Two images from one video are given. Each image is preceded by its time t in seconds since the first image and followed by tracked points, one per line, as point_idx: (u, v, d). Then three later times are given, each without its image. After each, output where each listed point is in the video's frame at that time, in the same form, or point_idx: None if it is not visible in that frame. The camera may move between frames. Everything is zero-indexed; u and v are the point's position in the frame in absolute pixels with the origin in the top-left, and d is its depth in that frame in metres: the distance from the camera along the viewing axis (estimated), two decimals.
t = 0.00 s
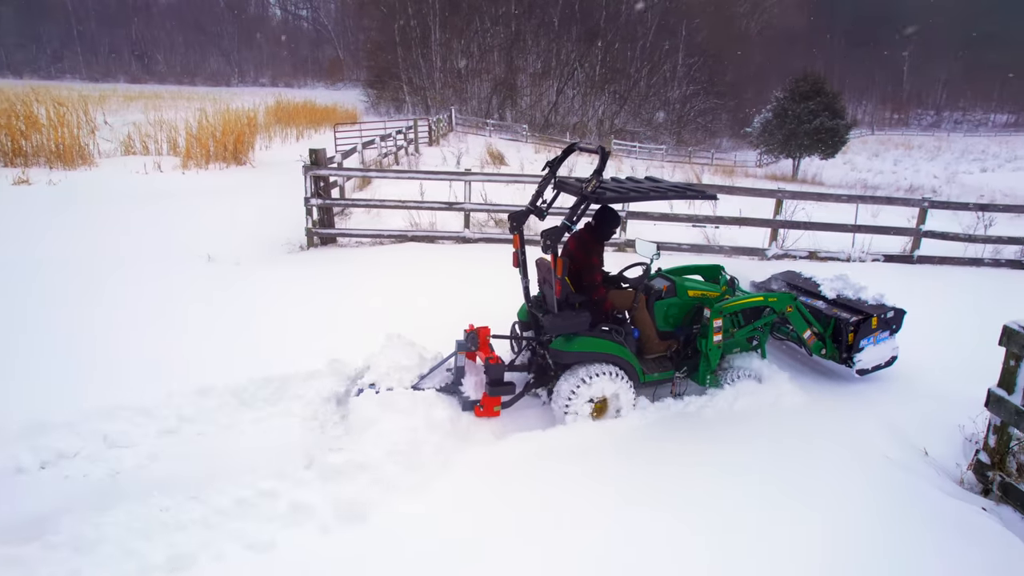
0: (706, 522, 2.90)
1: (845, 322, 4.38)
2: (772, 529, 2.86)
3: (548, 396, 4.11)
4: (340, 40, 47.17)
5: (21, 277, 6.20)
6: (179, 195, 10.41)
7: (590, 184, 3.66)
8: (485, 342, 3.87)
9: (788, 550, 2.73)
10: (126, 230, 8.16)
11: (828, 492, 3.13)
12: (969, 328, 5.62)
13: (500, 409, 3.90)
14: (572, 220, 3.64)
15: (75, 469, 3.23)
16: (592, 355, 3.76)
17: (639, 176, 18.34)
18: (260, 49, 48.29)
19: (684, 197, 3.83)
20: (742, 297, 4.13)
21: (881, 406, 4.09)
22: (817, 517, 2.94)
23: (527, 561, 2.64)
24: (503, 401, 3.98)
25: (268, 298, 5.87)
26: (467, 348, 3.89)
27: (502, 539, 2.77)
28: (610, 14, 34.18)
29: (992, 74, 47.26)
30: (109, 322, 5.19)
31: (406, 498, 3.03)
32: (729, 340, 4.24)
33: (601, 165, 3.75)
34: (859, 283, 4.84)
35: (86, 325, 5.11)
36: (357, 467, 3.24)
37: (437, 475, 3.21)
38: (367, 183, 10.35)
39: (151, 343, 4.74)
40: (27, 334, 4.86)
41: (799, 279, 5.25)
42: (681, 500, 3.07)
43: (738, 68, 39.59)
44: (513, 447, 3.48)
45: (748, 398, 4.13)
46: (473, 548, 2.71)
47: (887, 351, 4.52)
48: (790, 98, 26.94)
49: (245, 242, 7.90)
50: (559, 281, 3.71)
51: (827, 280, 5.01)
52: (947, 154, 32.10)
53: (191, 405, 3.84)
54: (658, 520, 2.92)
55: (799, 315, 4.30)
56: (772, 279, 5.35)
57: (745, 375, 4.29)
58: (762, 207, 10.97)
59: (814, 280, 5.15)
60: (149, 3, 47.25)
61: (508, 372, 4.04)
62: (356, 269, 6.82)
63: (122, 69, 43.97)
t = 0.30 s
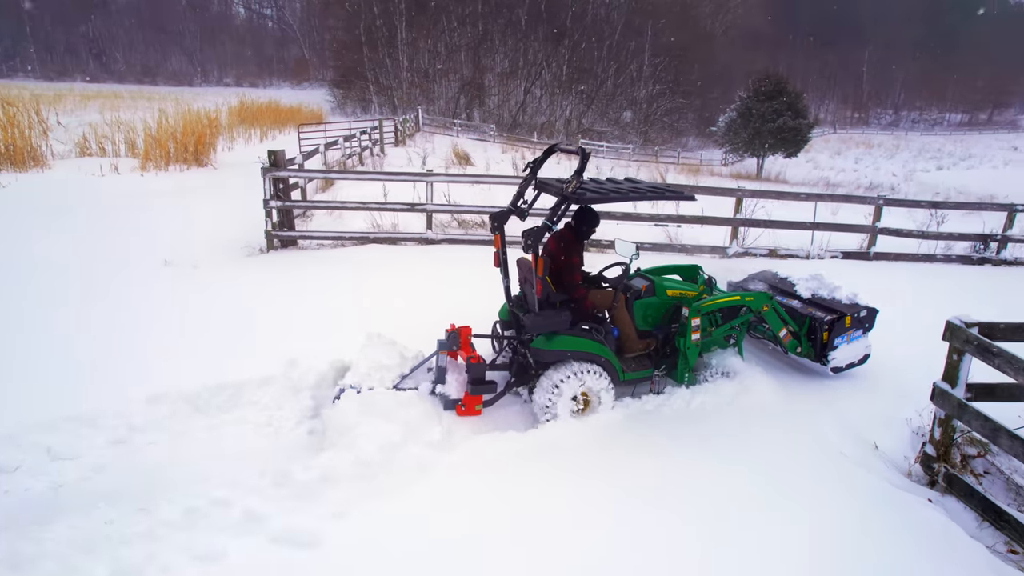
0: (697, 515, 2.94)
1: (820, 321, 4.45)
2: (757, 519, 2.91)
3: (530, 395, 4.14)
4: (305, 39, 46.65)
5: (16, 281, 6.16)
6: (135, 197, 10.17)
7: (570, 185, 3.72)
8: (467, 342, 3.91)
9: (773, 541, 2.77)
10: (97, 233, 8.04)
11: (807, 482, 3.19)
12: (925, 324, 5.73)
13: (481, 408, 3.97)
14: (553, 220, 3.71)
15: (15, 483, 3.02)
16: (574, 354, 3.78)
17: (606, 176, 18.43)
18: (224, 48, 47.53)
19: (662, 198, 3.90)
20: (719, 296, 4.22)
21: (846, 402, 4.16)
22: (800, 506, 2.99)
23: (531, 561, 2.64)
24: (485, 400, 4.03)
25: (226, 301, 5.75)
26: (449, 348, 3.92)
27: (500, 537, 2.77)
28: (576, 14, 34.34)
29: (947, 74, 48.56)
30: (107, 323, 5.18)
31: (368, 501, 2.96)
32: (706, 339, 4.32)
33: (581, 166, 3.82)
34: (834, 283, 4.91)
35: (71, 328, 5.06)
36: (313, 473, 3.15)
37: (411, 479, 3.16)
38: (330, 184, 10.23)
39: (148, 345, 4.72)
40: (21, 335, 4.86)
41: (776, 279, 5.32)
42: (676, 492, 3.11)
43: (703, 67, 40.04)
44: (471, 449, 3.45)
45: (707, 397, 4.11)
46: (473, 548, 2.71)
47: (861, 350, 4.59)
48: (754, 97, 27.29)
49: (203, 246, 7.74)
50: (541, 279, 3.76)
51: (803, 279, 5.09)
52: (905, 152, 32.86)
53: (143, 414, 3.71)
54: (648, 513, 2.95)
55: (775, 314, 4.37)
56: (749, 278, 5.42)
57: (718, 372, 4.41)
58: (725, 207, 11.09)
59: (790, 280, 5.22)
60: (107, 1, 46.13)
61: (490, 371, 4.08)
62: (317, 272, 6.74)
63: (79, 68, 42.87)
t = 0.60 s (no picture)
0: (693, 515, 2.91)
1: (795, 319, 4.51)
2: (749, 518, 2.89)
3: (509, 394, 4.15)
4: (272, 38, 46.07)
5: (10, 281, 6.16)
6: (93, 200, 9.93)
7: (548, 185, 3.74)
8: (447, 340, 3.93)
9: (761, 540, 2.74)
10: (55, 236, 7.85)
11: (796, 478, 3.18)
12: (884, 320, 5.84)
13: (461, 406, 3.93)
14: (531, 220, 3.73)
15: None
16: (552, 352, 3.80)
17: (575, 176, 18.49)
18: (190, 48, 46.74)
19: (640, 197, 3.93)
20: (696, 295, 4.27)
21: (809, 397, 4.22)
22: (786, 503, 2.99)
23: (530, 560, 2.61)
24: (465, 399, 4.01)
25: (188, 306, 5.65)
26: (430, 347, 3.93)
27: (494, 540, 2.72)
28: (545, 13, 34.39)
29: (909, 75, 49.64)
30: (105, 323, 5.19)
31: (323, 507, 2.90)
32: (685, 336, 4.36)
33: (558, 167, 3.84)
34: (809, 282, 4.98)
35: (56, 329, 5.04)
36: (268, 480, 3.10)
37: (370, 485, 3.11)
38: (295, 186, 10.11)
39: (146, 345, 4.74)
40: (18, 335, 4.87)
41: (752, 278, 5.38)
42: (672, 492, 3.08)
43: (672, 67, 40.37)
44: (431, 454, 3.39)
45: (664, 396, 4.11)
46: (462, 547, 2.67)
47: (835, 347, 4.67)
48: (721, 97, 27.56)
49: (164, 249, 7.60)
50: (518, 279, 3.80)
51: (778, 278, 5.15)
52: (869, 150, 33.52)
53: (94, 423, 3.62)
54: (645, 514, 2.91)
55: (751, 312, 4.43)
56: (726, 277, 5.48)
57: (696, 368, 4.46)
58: (691, 206, 11.20)
59: (765, 279, 5.29)
60: None
61: (470, 370, 4.08)
62: (280, 274, 6.65)
63: (38, 68, 41.89)
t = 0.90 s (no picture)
0: (694, 515, 2.91)
1: (778, 316, 4.55)
2: (742, 517, 2.89)
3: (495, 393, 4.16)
4: (251, 36, 45.65)
5: (8, 281, 6.20)
6: (64, 202, 9.77)
7: (532, 185, 3.74)
8: (433, 338, 3.93)
9: (755, 540, 2.75)
10: (24, 239, 7.71)
11: (783, 477, 3.21)
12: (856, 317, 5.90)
13: (447, 404, 3.91)
14: (516, 219, 3.73)
15: None
16: (537, 349, 3.83)
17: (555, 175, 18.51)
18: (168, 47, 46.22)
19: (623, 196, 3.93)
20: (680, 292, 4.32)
21: (779, 394, 4.28)
22: (771, 502, 3.00)
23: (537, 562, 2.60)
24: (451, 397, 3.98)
25: (161, 308, 5.59)
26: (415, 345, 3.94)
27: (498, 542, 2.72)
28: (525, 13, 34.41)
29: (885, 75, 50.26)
30: (92, 323, 5.20)
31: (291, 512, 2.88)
32: (668, 334, 4.41)
33: (542, 166, 3.84)
34: (791, 279, 5.01)
35: (40, 330, 5.02)
36: (234, 486, 3.05)
37: (339, 488, 3.09)
38: (271, 186, 10.02)
39: (141, 345, 4.75)
40: (10, 335, 4.90)
41: (735, 276, 5.41)
42: (676, 490, 3.10)
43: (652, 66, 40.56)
44: (401, 457, 3.35)
45: (635, 395, 4.12)
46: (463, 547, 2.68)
47: (818, 344, 4.72)
48: (700, 96, 27.71)
49: (135, 251, 7.50)
50: (503, 277, 3.80)
51: (761, 276, 5.17)
52: (846, 150, 33.91)
53: (57, 428, 3.56)
54: (648, 515, 2.90)
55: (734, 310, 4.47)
56: (710, 275, 5.51)
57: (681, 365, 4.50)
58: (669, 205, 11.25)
59: (748, 276, 5.31)
60: None
61: (455, 368, 4.08)
62: (255, 275, 6.59)
63: (11, 68, 41.23)
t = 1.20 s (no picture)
0: (685, 517, 2.90)
1: (768, 315, 4.54)
2: (730, 518, 2.90)
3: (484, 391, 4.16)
4: (243, 36, 45.53)
5: None
6: (51, 202, 9.71)
7: (521, 184, 3.70)
8: (422, 336, 3.90)
9: (744, 541, 2.74)
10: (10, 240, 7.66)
11: (766, 478, 3.21)
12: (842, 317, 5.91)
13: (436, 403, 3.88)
14: (505, 218, 3.70)
15: None
16: (525, 348, 3.84)
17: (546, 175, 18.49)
18: (160, 47, 46.08)
19: (614, 195, 3.90)
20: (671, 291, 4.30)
21: (761, 394, 4.29)
22: (755, 502, 3.01)
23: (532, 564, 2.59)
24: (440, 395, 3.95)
25: (146, 308, 5.58)
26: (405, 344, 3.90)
27: (492, 543, 2.72)
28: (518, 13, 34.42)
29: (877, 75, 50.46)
30: (81, 323, 5.20)
31: (267, 514, 2.86)
32: (658, 332, 4.40)
33: (532, 165, 3.80)
34: (782, 279, 4.99)
35: (25, 331, 5.01)
36: (210, 489, 3.04)
37: (316, 489, 3.07)
38: (260, 186, 9.99)
39: (126, 346, 4.74)
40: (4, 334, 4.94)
41: (726, 275, 5.38)
42: (669, 492, 3.09)
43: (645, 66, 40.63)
44: (381, 458, 3.34)
45: (617, 395, 4.12)
46: (453, 548, 2.68)
47: (807, 343, 4.71)
48: (692, 95, 27.75)
49: (121, 251, 7.47)
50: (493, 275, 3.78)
51: (752, 275, 5.14)
52: (838, 150, 33.98)
53: (34, 431, 3.53)
54: (643, 518, 2.90)
55: (724, 309, 4.46)
56: (701, 275, 5.48)
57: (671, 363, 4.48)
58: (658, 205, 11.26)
59: (739, 276, 5.29)
60: None
61: (444, 367, 4.06)
62: (241, 276, 6.58)
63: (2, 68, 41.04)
